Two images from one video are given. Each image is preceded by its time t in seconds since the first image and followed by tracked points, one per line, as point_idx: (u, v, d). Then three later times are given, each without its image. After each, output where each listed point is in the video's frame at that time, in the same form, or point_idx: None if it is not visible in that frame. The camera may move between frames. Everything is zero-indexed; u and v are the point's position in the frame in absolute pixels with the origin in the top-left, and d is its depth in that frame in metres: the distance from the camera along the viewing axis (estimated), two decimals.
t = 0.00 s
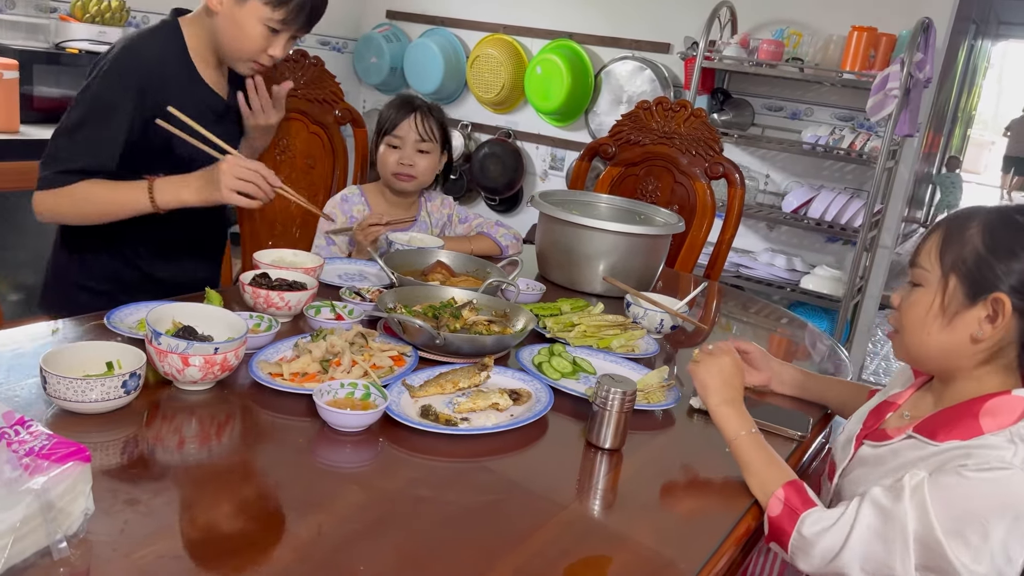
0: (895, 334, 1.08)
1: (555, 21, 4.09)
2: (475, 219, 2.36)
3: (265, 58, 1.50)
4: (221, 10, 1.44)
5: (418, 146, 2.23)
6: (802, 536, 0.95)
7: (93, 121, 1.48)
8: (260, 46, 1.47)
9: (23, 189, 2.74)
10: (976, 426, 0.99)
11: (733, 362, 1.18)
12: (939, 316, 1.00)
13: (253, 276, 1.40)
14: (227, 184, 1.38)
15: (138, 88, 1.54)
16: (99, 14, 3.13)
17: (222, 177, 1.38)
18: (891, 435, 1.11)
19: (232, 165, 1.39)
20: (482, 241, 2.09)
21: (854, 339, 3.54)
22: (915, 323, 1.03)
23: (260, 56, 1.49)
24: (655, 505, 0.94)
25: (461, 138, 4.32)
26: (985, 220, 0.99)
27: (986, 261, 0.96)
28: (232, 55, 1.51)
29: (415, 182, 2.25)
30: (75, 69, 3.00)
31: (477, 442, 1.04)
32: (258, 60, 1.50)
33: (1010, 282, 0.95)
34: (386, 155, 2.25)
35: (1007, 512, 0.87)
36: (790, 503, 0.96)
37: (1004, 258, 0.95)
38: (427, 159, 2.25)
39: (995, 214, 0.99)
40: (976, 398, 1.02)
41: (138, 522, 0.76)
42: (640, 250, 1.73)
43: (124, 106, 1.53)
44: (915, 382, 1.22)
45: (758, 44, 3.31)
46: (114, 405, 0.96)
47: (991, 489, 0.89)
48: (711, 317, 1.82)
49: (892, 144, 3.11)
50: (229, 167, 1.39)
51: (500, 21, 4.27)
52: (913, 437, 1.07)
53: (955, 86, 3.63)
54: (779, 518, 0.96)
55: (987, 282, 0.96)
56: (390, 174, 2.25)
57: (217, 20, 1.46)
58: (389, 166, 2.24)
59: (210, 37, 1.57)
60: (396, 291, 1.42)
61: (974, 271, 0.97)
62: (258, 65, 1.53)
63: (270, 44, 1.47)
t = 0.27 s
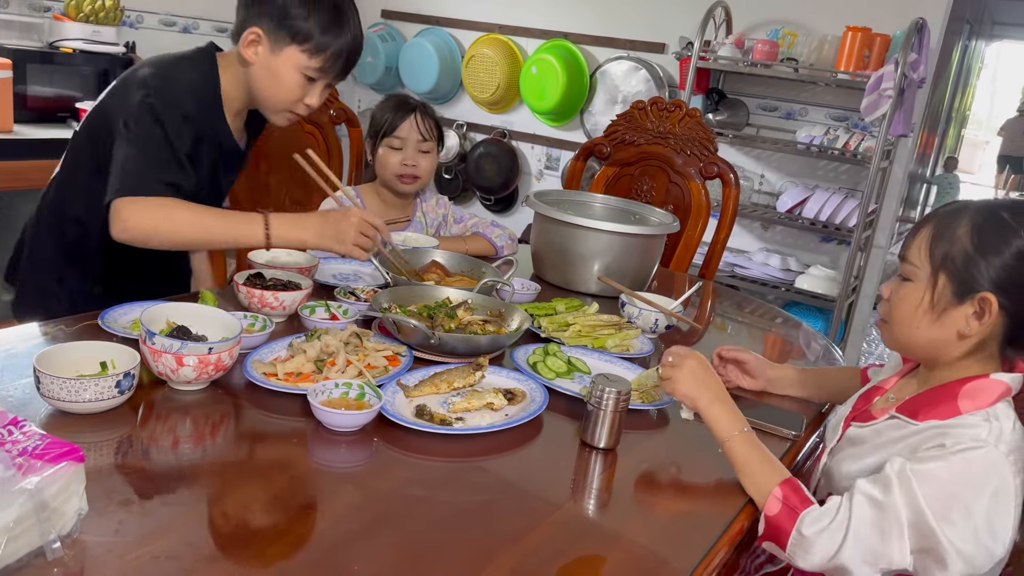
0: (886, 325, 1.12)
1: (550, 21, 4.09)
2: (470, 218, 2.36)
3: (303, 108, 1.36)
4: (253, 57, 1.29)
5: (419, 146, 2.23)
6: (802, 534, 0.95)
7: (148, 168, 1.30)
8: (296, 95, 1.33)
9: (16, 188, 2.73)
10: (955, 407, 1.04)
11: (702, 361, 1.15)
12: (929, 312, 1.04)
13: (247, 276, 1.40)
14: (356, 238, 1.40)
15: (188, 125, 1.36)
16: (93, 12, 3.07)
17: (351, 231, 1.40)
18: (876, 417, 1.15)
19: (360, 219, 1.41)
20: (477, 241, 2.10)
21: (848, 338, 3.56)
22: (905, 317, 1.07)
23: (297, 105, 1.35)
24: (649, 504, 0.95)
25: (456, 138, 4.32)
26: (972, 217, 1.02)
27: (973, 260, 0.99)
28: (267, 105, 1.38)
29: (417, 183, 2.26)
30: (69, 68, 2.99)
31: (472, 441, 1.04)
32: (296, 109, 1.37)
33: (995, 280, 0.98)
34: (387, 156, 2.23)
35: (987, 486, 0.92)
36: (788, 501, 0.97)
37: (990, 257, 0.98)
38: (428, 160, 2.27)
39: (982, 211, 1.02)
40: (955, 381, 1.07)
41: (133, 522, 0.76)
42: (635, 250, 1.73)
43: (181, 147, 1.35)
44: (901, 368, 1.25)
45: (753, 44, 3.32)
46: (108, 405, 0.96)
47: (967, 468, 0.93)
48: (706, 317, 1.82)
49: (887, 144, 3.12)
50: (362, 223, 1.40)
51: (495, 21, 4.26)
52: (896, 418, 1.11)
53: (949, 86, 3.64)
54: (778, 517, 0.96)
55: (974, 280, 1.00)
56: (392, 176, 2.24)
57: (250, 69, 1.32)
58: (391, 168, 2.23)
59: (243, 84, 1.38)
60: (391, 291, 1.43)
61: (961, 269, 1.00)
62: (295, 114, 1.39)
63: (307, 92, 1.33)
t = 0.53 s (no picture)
0: (871, 310, 1.14)
1: (546, 21, 4.09)
2: (465, 218, 2.36)
3: (329, 162, 1.40)
4: (283, 113, 1.33)
5: (412, 146, 2.22)
6: (830, 536, 0.93)
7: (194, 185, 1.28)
8: (325, 149, 1.37)
9: (9, 188, 2.72)
10: (940, 386, 1.06)
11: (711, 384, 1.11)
12: (913, 301, 1.06)
13: (241, 275, 1.39)
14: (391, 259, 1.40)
15: (226, 155, 1.37)
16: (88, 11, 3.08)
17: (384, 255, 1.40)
18: (864, 401, 1.18)
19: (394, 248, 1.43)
20: (472, 241, 2.10)
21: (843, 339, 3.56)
22: (890, 305, 1.09)
23: (323, 160, 1.39)
24: (643, 503, 0.95)
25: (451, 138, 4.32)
26: (960, 211, 1.02)
27: (957, 253, 1.01)
28: (293, 158, 1.40)
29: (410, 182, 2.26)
30: (63, 67, 2.99)
31: (466, 441, 1.04)
32: (322, 163, 1.40)
33: (976, 273, 1.00)
34: (380, 156, 2.22)
35: (978, 460, 0.96)
36: (810, 506, 0.95)
37: (973, 251, 1.00)
38: (422, 160, 2.27)
39: (968, 204, 1.02)
40: (937, 362, 1.10)
41: (127, 522, 0.76)
42: (630, 250, 1.74)
43: (221, 173, 1.36)
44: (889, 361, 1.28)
45: (748, 45, 3.33)
46: (101, 405, 0.96)
47: (958, 443, 0.96)
48: (700, 317, 1.82)
49: (881, 144, 3.13)
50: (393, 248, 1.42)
51: (491, 21, 4.27)
52: (885, 401, 1.14)
53: (943, 88, 3.65)
54: (803, 525, 0.94)
55: (957, 273, 1.01)
56: (384, 175, 2.24)
57: (280, 123, 1.36)
58: (383, 167, 2.23)
59: (272, 138, 1.40)
60: (385, 291, 1.44)
61: (946, 262, 1.02)
62: (320, 169, 1.42)
63: (335, 146, 1.37)
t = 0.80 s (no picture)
0: (857, 296, 1.20)
1: (542, 21, 4.10)
2: (462, 219, 2.36)
3: (333, 179, 1.47)
4: (293, 129, 1.40)
5: (407, 145, 2.21)
6: (832, 505, 0.94)
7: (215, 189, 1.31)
8: (331, 166, 1.44)
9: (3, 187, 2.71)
10: (923, 369, 1.10)
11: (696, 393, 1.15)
12: (895, 288, 1.12)
13: (237, 275, 1.39)
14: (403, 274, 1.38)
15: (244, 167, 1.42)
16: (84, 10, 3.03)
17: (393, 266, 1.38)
18: (852, 394, 1.20)
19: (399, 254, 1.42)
20: (469, 242, 2.10)
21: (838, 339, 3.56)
22: (874, 292, 1.15)
23: (329, 176, 1.46)
24: (639, 503, 0.95)
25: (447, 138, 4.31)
26: (948, 208, 1.07)
27: (941, 246, 1.06)
28: (298, 173, 1.47)
29: (405, 182, 2.26)
30: (58, 66, 2.98)
31: (462, 442, 1.04)
32: (326, 179, 1.47)
33: (957, 267, 1.05)
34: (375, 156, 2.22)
35: (963, 432, 0.99)
36: (808, 483, 0.97)
37: (956, 246, 1.05)
38: (417, 159, 2.26)
39: (957, 202, 1.07)
40: (918, 350, 1.14)
41: (122, 522, 0.76)
42: (626, 251, 1.74)
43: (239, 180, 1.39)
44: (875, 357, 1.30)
45: (744, 46, 3.33)
46: (96, 405, 0.96)
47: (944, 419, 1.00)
48: (696, 318, 1.83)
49: (877, 145, 3.14)
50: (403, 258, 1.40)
51: (487, 21, 4.26)
52: (871, 389, 1.17)
53: (938, 89, 3.66)
54: (803, 502, 0.96)
55: (938, 265, 1.06)
56: (380, 175, 2.24)
57: (289, 139, 1.42)
58: (379, 167, 2.22)
59: (278, 155, 1.45)
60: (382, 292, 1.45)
61: (929, 254, 1.07)
62: (324, 184, 1.49)
63: (341, 164, 1.45)
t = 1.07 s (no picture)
0: (847, 294, 1.20)
1: (541, 21, 4.10)
2: (460, 218, 2.35)
3: (334, 183, 1.47)
4: (294, 134, 1.41)
5: (405, 145, 2.21)
6: (814, 492, 0.96)
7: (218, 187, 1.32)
8: (332, 170, 1.45)
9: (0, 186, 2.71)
10: (903, 363, 1.12)
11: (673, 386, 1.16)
12: (893, 286, 1.12)
13: (235, 275, 1.39)
14: (405, 281, 1.35)
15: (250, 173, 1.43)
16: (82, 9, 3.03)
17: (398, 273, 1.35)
18: (837, 386, 1.22)
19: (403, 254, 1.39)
20: (467, 242, 2.10)
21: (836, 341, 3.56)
22: (870, 290, 1.15)
23: (331, 179, 1.46)
24: (638, 503, 0.95)
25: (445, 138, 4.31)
26: (942, 206, 1.10)
27: (939, 243, 1.08)
28: (300, 179, 1.47)
29: (404, 182, 2.26)
30: (56, 65, 2.98)
31: (460, 442, 1.04)
32: (329, 182, 1.47)
33: (954, 263, 1.08)
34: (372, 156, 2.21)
35: (939, 421, 1.01)
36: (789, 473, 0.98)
37: (953, 242, 1.07)
38: (415, 159, 2.26)
39: (950, 200, 1.10)
40: (899, 345, 1.16)
41: (119, 522, 0.76)
42: (625, 251, 1.74)
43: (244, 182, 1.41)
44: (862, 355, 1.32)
45: (742, 47, 3.33)
46: (94, 404, 0.95)
47: (922, 409, 1.02)
48: (694, 318, 1.83)
49: (874, 146, 3.14)
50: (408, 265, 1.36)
51: (485, 21, 4.26)
52: (855, 382, 1.19)
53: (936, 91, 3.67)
54: (785, 491, 0.96)
55: (936, 262, 1.08)
56: (379, 176, 2.24)
57: (289, 144, 1.43)
58: (377, 168, 2.22)
59: (279, 161, 1.46)
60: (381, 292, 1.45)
61: (927, 250, 1.09)
62: (325, 188, 1.49)
63: (342, 168, 1.45)
